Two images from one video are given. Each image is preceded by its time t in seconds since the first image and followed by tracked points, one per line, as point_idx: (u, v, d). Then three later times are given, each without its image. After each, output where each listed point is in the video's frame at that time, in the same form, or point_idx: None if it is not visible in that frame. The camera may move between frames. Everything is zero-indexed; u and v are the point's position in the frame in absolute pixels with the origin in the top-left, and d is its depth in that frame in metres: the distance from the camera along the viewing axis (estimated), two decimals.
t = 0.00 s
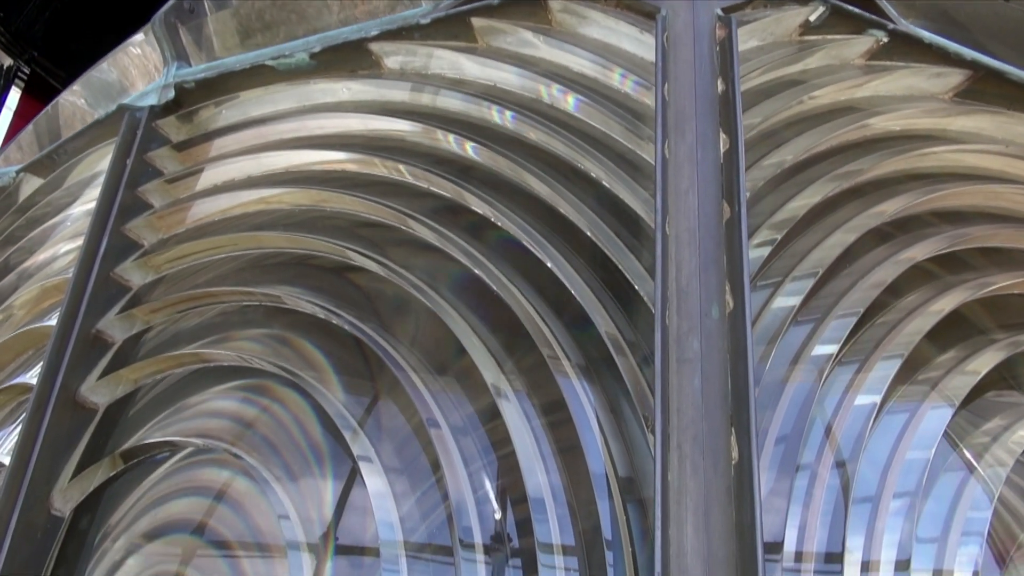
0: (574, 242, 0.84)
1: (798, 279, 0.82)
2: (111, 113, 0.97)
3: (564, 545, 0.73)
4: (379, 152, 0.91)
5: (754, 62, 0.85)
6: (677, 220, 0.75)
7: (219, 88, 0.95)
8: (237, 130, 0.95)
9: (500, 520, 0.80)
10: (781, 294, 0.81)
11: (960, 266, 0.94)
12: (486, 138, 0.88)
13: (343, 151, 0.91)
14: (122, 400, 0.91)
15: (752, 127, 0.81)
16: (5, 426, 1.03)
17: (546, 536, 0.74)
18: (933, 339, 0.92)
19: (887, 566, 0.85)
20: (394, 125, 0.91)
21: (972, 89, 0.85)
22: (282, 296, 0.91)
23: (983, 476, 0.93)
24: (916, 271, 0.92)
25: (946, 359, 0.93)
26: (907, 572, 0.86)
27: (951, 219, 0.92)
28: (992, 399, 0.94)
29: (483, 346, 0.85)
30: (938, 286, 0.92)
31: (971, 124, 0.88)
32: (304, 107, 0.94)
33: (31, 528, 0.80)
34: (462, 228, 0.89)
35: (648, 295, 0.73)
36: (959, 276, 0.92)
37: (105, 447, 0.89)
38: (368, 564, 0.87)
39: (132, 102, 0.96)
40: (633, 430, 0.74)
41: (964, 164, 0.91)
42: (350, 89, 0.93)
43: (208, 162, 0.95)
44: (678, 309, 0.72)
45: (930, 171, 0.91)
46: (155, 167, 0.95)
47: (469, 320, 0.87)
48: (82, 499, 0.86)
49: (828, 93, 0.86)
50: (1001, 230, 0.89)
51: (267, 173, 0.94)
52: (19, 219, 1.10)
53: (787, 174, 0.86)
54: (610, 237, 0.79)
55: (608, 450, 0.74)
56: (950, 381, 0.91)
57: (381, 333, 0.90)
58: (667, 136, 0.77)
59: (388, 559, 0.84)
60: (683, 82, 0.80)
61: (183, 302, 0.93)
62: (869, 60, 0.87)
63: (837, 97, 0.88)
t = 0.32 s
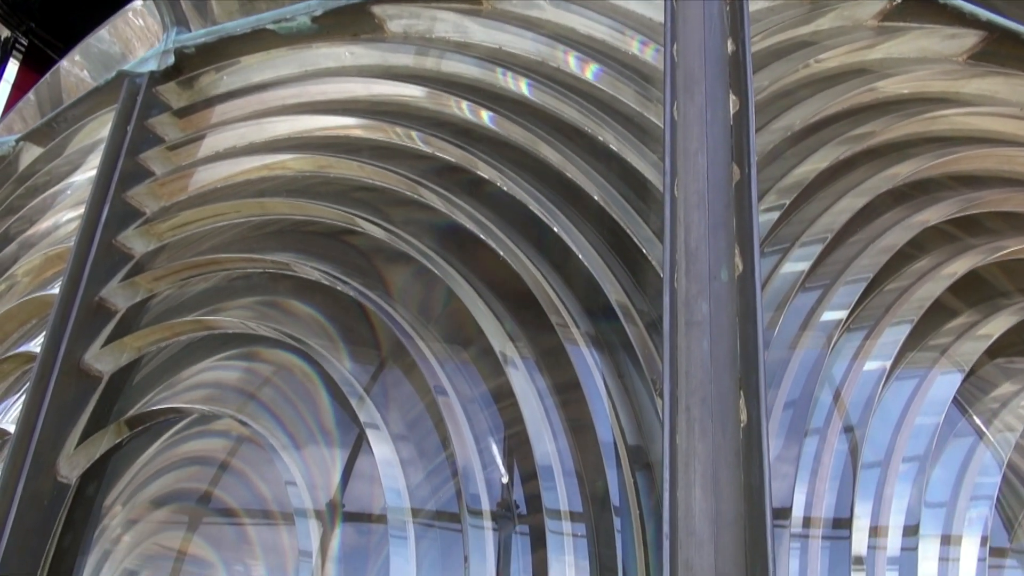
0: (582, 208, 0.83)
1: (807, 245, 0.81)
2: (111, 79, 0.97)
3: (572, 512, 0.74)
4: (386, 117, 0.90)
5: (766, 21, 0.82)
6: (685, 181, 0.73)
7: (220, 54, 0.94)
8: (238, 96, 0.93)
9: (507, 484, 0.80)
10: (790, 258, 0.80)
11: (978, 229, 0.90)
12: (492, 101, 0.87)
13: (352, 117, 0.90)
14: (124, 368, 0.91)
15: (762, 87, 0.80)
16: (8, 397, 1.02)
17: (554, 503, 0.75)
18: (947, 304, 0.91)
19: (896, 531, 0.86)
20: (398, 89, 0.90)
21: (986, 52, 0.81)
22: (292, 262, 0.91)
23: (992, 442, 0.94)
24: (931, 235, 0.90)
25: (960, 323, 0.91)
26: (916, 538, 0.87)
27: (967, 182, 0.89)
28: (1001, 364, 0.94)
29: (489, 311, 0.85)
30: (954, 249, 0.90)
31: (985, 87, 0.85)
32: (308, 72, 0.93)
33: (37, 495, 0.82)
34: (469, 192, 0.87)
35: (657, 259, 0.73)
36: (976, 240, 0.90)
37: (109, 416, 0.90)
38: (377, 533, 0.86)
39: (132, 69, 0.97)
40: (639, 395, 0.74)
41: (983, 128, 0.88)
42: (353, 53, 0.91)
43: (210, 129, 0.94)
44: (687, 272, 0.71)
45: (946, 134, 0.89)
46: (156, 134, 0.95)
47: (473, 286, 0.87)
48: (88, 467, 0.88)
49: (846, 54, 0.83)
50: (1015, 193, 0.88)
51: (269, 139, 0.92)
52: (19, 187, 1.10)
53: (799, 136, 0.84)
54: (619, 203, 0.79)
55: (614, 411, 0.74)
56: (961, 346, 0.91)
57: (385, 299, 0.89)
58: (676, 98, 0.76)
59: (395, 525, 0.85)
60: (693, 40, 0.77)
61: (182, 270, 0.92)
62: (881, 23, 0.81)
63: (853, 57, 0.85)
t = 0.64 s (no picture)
0: (588, 171, 0.82)
1: (815, 210, 0.80)
2: (109, 45, 0.97)
3: (580, 479, 0.73)
4: (394, 82, 0.88)
5: None
6: (694, 142, 0.73)
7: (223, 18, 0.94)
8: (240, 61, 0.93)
9: (513, 448, 0.79)
10: (797, 223, 0.79)
11: (993, 191, 0.89)
12: (498, 63, 0.87)
13: (364, 82, 0.88)
14: (127, 335, 0.92)
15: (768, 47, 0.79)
16: (9, 367, 1.01)
17: (561, 470, 0.74)
18: (956, 268, 0.90)
19: (904, 497, 0.85)
20: (403, 52, 0.88)
21: (1001, 11, 0.79)
22: (303, 228, 0.90)
23: (1002, 409, 0.93)
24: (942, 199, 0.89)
25: (969, 288, 0.91)
26: (924, 504, 0.86)
27: (983, 143, 0.88)
28: (1012, 329, 0.93)
29: (497, 278, 0.83)
30: (966, 212, 0.89)
31: (1001, 48, 0.83)
32: (310, 36, 0.92)
33: (43, 460, 0.83)
34: (473, 154, 0.87)
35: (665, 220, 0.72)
36: (990, 203, 0.89)
37: (114, 381, 0.91)
38: (381, 499, 0.86)
39: (130, 33, 0.96)
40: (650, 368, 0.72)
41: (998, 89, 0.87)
42: (354, 16, 0.90)
43: (211, 94, 0.93)
44: (696, 235, 0.71)
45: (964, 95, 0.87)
46: (156, 100, 0.94)
47: (480, 251, 0.85)
48: (93, 433, 0.90)
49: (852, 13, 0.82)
50: None
51: (270, 104, 0.91)
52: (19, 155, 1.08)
53: (810, 97, 0.83)
54: (628, 165, 0.78)
55: (624, 380, 0.73)
56: (972, 312, 0.90)
57: (392, 264, 0.89)
58: (684, 58, 0.76)
59: (401, 491, 0.84)
60: None
61: (183, 238, 0.92)
62: None
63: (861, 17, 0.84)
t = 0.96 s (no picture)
0: (592, 130, 0.81)
1: (826, 171, 0.79)
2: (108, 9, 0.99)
3: (587, 446, 0.73)
4: (407, 45, 0.87)
5: None
6: (704, 101, 0.72)
7: None
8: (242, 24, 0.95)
9: (519, 412, 0.79)
10: (807, 186, 0.77)
11: (1007, 153, 0.88)
12: (509, 25, 0.87)
13: (373, 44, 0.87)
14: (129, 304, 0.92)
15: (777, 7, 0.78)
16: (10, 337, 0.99)
17: (569, 437, 0.74)
18: (964, 231, 0.89)
19: (914, 462, 0.84)
20: (405, 15, 0.90)
21: None
22: (310, 194, 0.88)
23: (1014, 372, 0.92)
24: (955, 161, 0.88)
25: (981, 251, 0.90)
26: (934, 469, 0.85)
27: (999, 104, 0.86)
28: (1023, 295, 0.92)
29: (503, 242, 0.82)
30: (978, 174, 0.88)
31: (1016, 6, 0.82)
32: None
33: (46, 425, 0.84)
34: (477, 115, 0.85)
35: (676, 182, 0.71)
36: (1002, 165, 0.88)
37: (118, 347, 0.91)
38: (388, 468, 0.85)
39: None
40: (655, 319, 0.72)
41: (1011, 49, 0.85)
42: None
43: (211, 57, 0.95)
44: (706, 194, 0.70)
45: (981, 54, 0.86)
46: (156, 64, 0.96)
47: (487, 216, 0.84)
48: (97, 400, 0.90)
49: None
50: None
51: (270, 68, 0.91)
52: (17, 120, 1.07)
53: (821, 56, 0.81)
54: (636, 127, 0.76)
55: (627, 331, 0.73)
56: (985, 275, 0.89)
57: (399, 228, 0.87)
58: (695, 16, 0.75)
59: (407, 458, 0.83)
60: None
61: (185, 203, 0.90)
62: None
63: None
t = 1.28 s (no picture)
0: (610, 98, 0.79)
1: (833, 135, 0.78)
2: None
3: (595, 412, 0.73)
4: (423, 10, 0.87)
5: None
6: (713, 58, 0.71)
7: None
8: None
9: (525, 374, 0.77)
10: (814, 149, 0.77)
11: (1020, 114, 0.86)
12: None
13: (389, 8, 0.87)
14: (133, 270, 0.92)
15: None
16: (12, 306, 0.98)
17: (576, 403, 0.74)
18: (975, 194, 0.88)
19: (924, 429, 0.84)
20: None
21: None
22: (317, 159, 0.88)
23: None
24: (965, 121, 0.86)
25: (992, 214, 0.88)
26: (944, 435, 0.85)
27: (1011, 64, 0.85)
28: None
29: (511, 206, 0.81)
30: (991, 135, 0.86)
31: None
32: None
33: (51, 391, 0.85)
34: (482, 78, 0.84)
35: (683, 141, 0.71)
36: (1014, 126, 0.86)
37: (121, 313, 0.92)
38: (394, 436, 0.84)
39: None
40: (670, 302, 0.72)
41: None
42: None
43: (210, 22, 0.94)
44: (714, 152, 0.69)
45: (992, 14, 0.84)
46: (155, 28, 0.95)
47: (495, 180, 0.83)
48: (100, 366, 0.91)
49: None
50: None
51: (270, 32, 0.91)
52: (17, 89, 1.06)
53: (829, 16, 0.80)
54: (647, 88, 0.76)
55: (638, 300, 0.73)
56: (994, 240, 0.88)
57: (409, 197, 0.86)
58: None
59: (414, 425, 0.83)
60: None
61: (188, 168, 0.91)
62: None
63: None
